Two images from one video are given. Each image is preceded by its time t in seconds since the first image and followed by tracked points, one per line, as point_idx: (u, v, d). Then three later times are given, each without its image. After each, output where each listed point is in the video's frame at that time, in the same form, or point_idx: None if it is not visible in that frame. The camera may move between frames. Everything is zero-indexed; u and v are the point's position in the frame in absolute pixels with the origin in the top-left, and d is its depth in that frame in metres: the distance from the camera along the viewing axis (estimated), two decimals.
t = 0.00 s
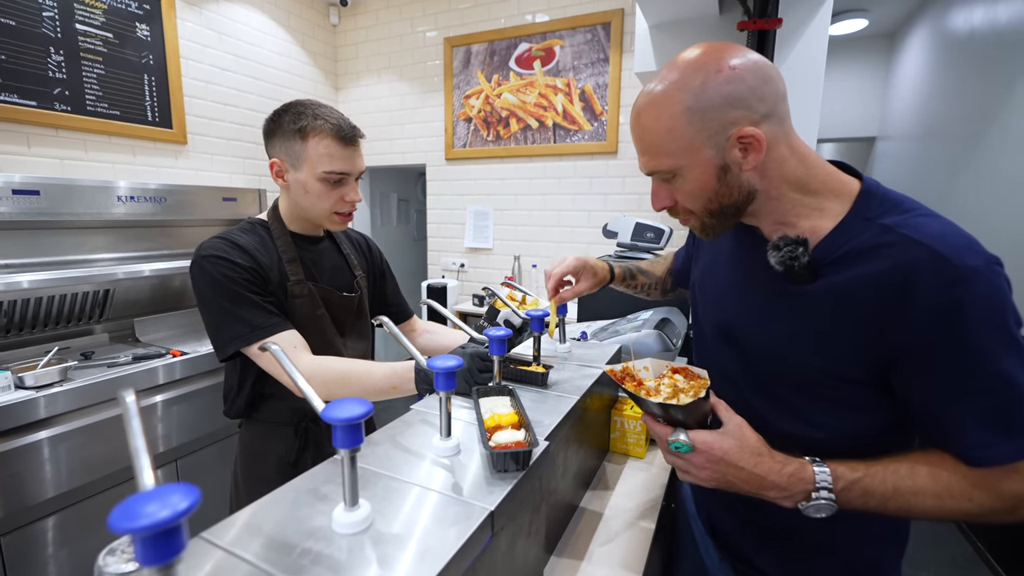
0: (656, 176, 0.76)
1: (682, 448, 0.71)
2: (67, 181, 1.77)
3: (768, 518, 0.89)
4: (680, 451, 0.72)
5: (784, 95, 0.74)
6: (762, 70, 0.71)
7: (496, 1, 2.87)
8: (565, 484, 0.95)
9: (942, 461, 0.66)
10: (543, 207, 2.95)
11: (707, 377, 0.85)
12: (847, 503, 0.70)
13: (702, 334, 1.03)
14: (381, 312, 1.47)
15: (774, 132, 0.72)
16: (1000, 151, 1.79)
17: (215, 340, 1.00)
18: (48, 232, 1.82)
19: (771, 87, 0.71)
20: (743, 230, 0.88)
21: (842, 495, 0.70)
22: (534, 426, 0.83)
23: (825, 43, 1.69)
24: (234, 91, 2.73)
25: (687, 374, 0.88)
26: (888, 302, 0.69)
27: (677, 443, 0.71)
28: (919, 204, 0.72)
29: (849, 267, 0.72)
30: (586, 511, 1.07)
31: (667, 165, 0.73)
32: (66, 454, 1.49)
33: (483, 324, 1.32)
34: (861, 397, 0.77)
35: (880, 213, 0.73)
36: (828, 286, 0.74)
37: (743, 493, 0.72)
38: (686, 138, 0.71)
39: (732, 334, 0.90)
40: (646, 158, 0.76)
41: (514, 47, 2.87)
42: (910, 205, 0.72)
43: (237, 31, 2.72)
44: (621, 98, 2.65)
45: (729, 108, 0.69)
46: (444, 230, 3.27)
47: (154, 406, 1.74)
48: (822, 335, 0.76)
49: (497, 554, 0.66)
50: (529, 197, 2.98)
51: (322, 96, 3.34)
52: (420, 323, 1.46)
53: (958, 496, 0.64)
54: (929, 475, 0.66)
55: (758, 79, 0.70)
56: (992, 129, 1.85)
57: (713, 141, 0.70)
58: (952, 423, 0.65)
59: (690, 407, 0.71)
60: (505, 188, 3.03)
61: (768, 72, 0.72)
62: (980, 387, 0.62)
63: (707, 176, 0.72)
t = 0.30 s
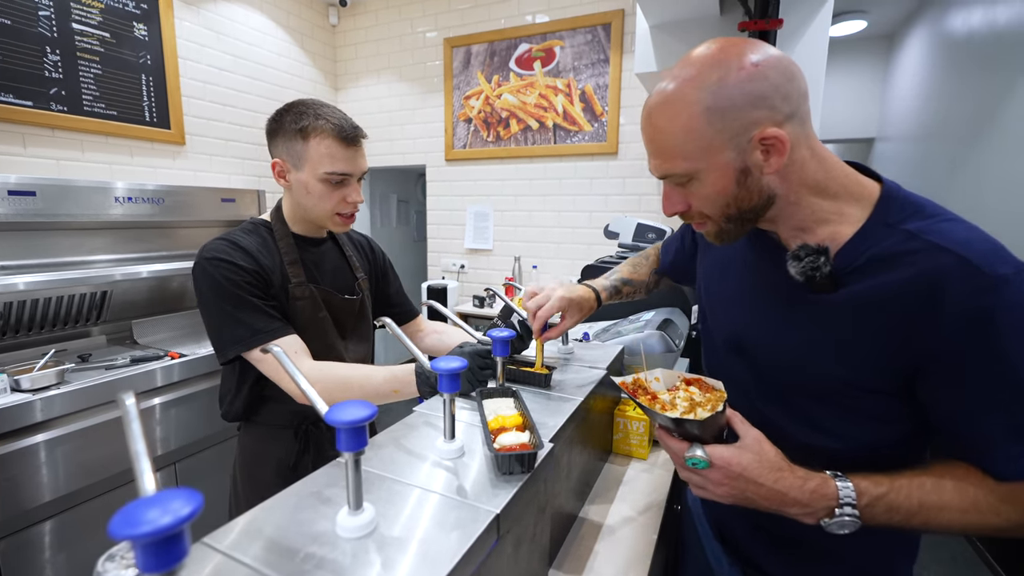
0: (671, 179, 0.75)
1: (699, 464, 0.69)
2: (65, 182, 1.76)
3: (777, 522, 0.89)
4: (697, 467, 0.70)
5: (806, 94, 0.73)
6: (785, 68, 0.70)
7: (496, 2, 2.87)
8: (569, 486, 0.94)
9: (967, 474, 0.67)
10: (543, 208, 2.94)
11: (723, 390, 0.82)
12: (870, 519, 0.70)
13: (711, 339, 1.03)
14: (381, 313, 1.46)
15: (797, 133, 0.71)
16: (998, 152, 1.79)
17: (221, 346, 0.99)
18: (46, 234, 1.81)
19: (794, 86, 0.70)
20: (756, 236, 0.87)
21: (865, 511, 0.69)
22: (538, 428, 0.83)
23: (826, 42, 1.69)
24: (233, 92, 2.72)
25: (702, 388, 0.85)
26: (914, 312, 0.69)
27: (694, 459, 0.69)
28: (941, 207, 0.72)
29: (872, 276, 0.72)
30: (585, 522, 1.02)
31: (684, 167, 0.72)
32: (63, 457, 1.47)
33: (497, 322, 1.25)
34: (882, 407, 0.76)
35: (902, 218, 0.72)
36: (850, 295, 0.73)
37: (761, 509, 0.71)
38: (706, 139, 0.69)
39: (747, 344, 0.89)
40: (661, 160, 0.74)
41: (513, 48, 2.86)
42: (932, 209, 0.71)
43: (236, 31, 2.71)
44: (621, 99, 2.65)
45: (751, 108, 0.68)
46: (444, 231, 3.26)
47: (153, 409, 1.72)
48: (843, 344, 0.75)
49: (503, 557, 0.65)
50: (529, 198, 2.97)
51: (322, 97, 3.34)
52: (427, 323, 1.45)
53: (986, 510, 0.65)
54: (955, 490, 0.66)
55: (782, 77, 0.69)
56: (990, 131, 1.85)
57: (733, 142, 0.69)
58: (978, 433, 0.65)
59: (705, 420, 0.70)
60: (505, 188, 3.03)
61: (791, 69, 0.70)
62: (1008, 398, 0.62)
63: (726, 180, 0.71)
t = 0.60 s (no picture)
0: (662, 179, 0.75)
1: (690, 476, 0.69)
2: (32, 187, 1.69)
3: (763, 526, 0.89)
4: (687, 479, 0.70)
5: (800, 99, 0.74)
6: (781, 70, 0.71)
7: (478, 8, 2.87)
8: (555, 494, 0.94)
9: (954, 481, 0.69)
10: (526, 213, 2.95)
11: (713, 400, 0.83)
12: (861, 527, 0.71)
13: (697, 345, 1.04)
14: (364, 320, 1.44)
15: (789, 136, 0.72)
16: (965, 161, 1.86)
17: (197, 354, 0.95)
18: (10, 240, 1.73)
19: (789, 90, 0.71)
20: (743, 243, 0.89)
21: (856, 519, 0.70)
22: (522, 434, 0.82)
23: (802, 51, 1.73)
24: (210, 95, 2.67)
25: (690, 396, 0.86)
26: (901, 322, 0.70)
27: (685, 470, 0.69)
28: (926, 215, 0.74)
29: (860, 283, 0.73)
30: (570, 532, 1.02)
31: (678, 168, 0.72)
32: (28, 472, 1.41)
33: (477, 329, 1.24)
34: (869, 415, 0.78)
35: (890, 224, 0.73)
36: (840, 303, 0.74)
37: (753, 519, 0.72)
38: (700, 139, 0.70)
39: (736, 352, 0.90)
40: (653, 159, 0.74)
41: (495, 53, 2.87)
42: (919, 216, 0.73)
43: (213, 33, 2.66)
44: (602, 105, 2.68)
45: (746, 110, 0.69)
46: (427, 236, 3.24)
47: (125, 420, 1.67)
48: (833, 353, 0.77)
49: (488, 569, 0.64)
50: (512, 203, 2.97)
51: (302, 101, 3.29)
52: (407, 330, 1.44)
53: (972, 517, 0.67)
54: (943, 496, 0.68)
55: (779, 80, 0.70)
56: (957, 140, 1.92)
57: (727, 144, 0.70)
58: (965, 440, 0.67)
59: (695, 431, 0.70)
60: (488, 193, 3.03)
61: (787, 73, 0.71)
62: (995, 407, 0.64)
63: (717, 182, 0.72)
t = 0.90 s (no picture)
0: (660, 172, 0.74)
1: (685, 476, 0.69)
2: (15, 185, 1.66)
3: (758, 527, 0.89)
4: (682, 478, 0.70)
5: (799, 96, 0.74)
6: (781, 65, 0.71)
7: (471, 8, 2.87)
8: (550, 497, 0.93)
9: (948, 481, 0.69)
10: (519, 213, 2.94)
11: (708, 399, 0.82)
12: (856, 527, 0.71)
13: (692, 345, 1.03)
14: (355, 321, 1.42)
15: (789, 133, 0.72)
16: (952, 163, 1.88)
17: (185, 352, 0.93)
18: None
19: (789, 85, 0.71)
20: (739, 241, 0.88)
21: (852, 519, 0.70)
22: (516, 437, 0.81)
23: (793, 54, 1.74)
24: (198, 93, 2.63)
25: (686, 395, 0.85)
26: (896, 322, 0.71)
27: (680, 470, 0.69)
28: (921, 215, 0.74)
29: (855, 283, 0.73)
30: (565, 534, 1.01)
31: (678, 160, 0.71)
32: (10, 477, 1.37)
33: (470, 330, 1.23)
34: (864, 415, 0.78)
35: (885, 224, 0.74)
36: (836, 302, 0.74)
37: (748, 520, 0.72)
38: (701, 132, 0.69)
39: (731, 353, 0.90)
40: (652, 152, 0.74)
41: (488, 53, 2.86)
42: (912, 216, 0.74)
43: (201, 30, 2.62)
44: (595, 107, 2.68)
45: (747, 103, 0.68)
46: (419, 236, 3.22)
47: (111, 423, 1.64)
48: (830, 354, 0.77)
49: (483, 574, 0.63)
50: (505, 204, 2.96)
51: (292, 100, 3.26)
52: (399, 331, 1.42)
53: (966, 517, 0.67)
54: (938, 496, 0.68)
55: (780, 76, 0.70)
56: (944, 143, 1.95)
57: (727, 138, 0.69)
58: (960, 441, 0.67)
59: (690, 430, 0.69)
60: (480, 194, 3.01)
61: (788, 69, 0.71)
62: (990, 407, 0.64)
63: (716, 176, 0.71)
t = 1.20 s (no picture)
0: (667, 164, 0.73)
1: (690, 477, 0.68)
2: (16, 182, 1.65)
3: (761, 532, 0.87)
4: (687, 480, 0.68)
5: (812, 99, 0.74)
6: (795, 64, 0.70)
7: (474, 8, 2.86)
8: (554, 501, 0.92)
9: (953, 483, 0.68)
10: (520, 214, 2.93)
11: (713, 400, 0.81)
12: (861, 529, 0.70)
13: (694, 347, 1.03)
14: (356, 321, 1.41)
15: (798, 133, 0.71)
16: (955, 167, 1.88)
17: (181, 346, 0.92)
18: None
19: (802, 86, 0.70)
20: (744, 242, 0.88)
21: (857, 521, 0.69)
22: (521, 440, 0.80)
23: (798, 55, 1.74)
24: (200, 91, 2.62)
25: (691, 396, 0.84)
26: (900, 323, 0.70)
27: (685, 471, 0.67)
28: (926, 217, 0.73)
29: (859, 284, 0.72)
30: (569, 537, 1.00)
31: (685, 152, 0.71)
32: (8, 476, 1.36)
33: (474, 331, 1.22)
34: (866, 416, 0.78)
35: (891, 226, 0.73)
36: (841, 302, 0.73)
37: (752, 522, 0.71)
38: (711, 125, 0.69)
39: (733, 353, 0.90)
40: (659, 142, 0.73)
41: (491, 54, 2.85)
42: (918, 218, 0.73)
43: (203, 28, 2.61)
44: (598, 108, 2.67)
45: (759, 99, 0.68)
46: (420, 236, 3.21)
47: (110, 422, 1.63)
48: (833, 355, 0.76)
49: None
50: (507, 204, 2.96)
51: (294, 99, 3.25)
52: (401, 331, 1.41)
53: (971, 519, 0.66)
54: (942, 498, 0.68)
55: (794, 75, 0.69)
56: (946, 146, 1.94)
57: (736, 132, 0.69)
58: (964, 444, 0.66)
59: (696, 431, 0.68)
60: (482, 194, 3.00)
61: (801, 70, 0.71)
62: (994, 409, 0.64)
63: (723, 171, 0.71)
